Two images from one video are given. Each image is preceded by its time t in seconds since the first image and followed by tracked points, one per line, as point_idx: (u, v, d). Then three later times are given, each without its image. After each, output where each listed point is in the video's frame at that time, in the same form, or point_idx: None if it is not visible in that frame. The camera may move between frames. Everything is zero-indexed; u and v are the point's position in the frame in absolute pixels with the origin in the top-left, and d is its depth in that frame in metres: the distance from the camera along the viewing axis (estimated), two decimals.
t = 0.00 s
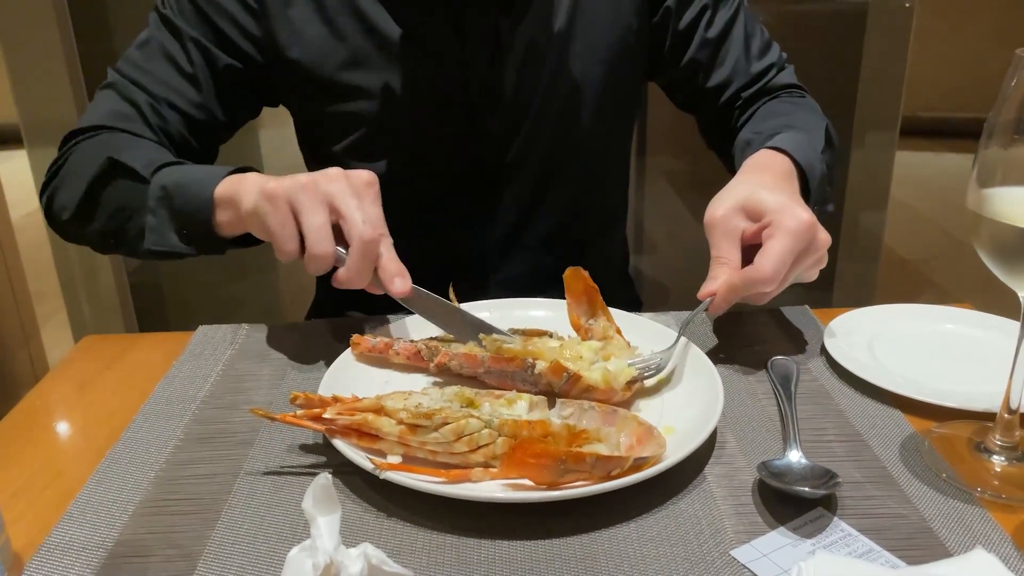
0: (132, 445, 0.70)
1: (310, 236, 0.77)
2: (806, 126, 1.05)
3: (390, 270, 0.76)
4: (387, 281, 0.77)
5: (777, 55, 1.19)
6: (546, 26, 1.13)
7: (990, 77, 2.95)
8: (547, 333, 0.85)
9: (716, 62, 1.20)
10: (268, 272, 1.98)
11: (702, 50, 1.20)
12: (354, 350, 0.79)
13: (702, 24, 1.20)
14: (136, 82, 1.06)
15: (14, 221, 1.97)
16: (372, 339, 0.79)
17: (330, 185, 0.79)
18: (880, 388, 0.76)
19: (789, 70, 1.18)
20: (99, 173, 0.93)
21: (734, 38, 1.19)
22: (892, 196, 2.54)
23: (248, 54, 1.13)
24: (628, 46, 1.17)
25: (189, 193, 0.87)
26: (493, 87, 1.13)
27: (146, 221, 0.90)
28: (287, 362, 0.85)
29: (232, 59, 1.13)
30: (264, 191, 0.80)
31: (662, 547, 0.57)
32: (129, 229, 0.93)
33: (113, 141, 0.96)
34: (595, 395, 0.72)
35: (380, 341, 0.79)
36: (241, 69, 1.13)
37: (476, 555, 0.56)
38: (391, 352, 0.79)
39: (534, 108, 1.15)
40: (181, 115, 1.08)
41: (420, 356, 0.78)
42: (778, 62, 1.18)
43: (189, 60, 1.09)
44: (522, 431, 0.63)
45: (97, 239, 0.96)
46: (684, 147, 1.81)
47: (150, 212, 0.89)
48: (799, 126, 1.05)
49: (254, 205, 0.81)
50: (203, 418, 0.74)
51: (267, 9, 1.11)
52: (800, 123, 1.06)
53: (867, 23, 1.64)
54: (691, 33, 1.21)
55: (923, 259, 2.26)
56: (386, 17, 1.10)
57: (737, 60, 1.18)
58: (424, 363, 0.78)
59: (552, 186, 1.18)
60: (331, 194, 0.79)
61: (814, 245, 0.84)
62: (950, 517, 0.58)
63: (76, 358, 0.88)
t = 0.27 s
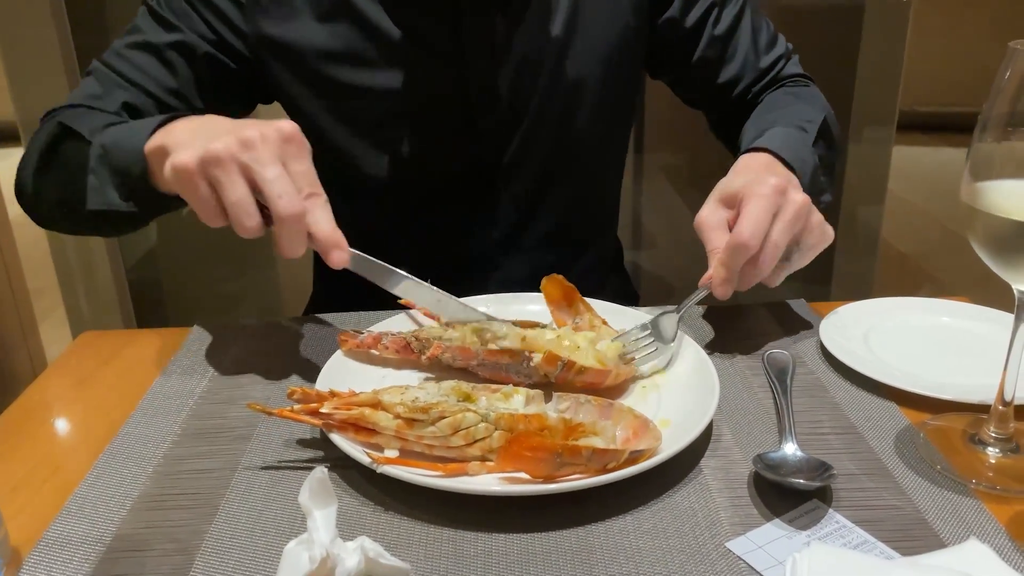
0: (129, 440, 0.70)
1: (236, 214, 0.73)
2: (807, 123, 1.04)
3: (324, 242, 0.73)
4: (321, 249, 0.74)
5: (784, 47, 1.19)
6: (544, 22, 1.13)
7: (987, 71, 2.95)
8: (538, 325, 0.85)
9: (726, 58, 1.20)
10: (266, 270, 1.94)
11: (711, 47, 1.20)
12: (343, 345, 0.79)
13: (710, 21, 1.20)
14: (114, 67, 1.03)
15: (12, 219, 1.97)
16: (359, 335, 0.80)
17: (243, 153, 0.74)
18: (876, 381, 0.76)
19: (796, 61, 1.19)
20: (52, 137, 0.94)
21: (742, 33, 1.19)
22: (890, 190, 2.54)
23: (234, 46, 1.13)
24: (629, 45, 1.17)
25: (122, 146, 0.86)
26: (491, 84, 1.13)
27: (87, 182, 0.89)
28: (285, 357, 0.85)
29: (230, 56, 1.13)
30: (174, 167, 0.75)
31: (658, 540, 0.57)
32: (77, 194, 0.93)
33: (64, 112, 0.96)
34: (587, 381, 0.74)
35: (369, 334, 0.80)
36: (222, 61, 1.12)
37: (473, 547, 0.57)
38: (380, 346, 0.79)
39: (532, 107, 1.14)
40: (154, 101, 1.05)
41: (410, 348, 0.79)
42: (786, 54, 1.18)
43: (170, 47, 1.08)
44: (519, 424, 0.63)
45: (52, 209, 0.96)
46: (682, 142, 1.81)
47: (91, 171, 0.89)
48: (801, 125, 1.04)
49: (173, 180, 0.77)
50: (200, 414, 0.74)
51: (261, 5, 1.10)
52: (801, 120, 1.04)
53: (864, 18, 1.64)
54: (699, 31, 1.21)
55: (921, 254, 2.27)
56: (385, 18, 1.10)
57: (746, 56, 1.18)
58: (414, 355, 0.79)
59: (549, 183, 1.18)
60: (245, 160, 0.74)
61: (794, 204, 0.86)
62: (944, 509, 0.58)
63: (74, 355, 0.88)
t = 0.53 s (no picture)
0: (113, 447, 0.69)
1: (275, 189, 0.72)
2: (795, 121, 1.04)
3: (359, 234, 0.70)
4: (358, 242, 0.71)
5: (792, 45, 1.17)
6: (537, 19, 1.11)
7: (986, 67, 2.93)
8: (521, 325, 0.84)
9: (733, 61, 1.18)
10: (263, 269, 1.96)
11: (718, 51, 1.19)
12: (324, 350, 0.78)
13: (715, 27, 1.19)
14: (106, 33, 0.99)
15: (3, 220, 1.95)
16: (342, 338, 0.78)
17: (288, 130, 0.70)
18: (873, 384, 0.75)
19: (805, 60, 1.17)
20: (44, 98, 0.90)
21: (750, 35, 1.18)
22: (888, 187, 2.53)
23: (229, 26, 1.13)
24: (630, 45, 1.16)
25: (136, 110, 0.83)
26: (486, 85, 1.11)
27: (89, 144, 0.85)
28: (272, 362, 0.84)
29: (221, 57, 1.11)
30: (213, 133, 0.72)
31: (649, 550, 0.56)
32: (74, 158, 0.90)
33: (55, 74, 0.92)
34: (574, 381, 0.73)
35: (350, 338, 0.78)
36: (216, 33, 1.12)
37: (461, 558, 0.55)
38: (362, 349, 0.77)
39: (532, 107, 1.13)
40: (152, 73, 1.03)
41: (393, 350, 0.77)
42: (794, 52, 1.17)
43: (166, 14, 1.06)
44: (508, 432, 0.62)
45: (36, 173, 0.92)
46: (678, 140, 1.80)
47: (93, 134, 0.85)
48: (788, 124, 1.03)
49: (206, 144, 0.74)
50: (186, 420, 0.73)
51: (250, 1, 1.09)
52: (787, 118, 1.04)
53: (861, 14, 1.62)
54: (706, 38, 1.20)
55: (919, 251, 2.26)
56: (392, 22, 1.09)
57: (753, 58, 1.17)
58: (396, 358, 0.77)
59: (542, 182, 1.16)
60: (291, 138, 0.70)
61: (735, 163, 0.90)
62: (942, 516, 0.57)
63: (59, 359, 0.87)
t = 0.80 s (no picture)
0: (97, 451, 0.68)
1: (274, 176, 0.66)
2: (799, 114, 1.04)
3: (359, 241, 0.66)
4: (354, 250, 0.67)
5: (801, 36, 1.16)
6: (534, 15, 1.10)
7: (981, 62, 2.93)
8: (509, 324, 0.84)
9: (739, 55, 1.17)
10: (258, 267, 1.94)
11: (723, 45, 1.18)
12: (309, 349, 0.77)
13: (720, 21, 1.18)
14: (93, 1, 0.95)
15: None
16: (326, 337, 0.77)
17: (295, 119, 0.64)
18: (865, 383, 0.74)
19: (815, 50, 1.16)
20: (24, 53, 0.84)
21: (756, 27, 1.16)
22: (883, 182, 2.52)
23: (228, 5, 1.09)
24: (631, 41, 1.14)
25: (123, 70, 0.78)
26: (480, 83, 1.09)
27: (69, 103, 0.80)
28: (261, 362, 0.83)
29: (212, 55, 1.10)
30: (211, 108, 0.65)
31: (639, 552, 0.55)
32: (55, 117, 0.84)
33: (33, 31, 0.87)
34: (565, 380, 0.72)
35: (335, 337, 0.77)
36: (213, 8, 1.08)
37: (449, 562, 0.55)
38: (347, 348, 0.77)
39: (530, 103, 1.11)
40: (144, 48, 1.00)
41: (379, 348, 0.77)
42: (802, 43, 1.15)
43: None
44: (497, 433, 0.61)
45: (10, 133, 0.87)
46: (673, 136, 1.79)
47: (75, 90, 0.80)
48: (793, 117, 1.03)
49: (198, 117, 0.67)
50: (172, 422, 0.72)
51: None
52: (789, 111, 1.04)
53: (857, 9, 1.61)
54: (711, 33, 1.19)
55: (914, 247, 2.25)
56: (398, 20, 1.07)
57: (759, 52, 1.16)
58: (382, 355, 0.77)
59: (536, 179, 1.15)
60: (297, 132, 0.64)
61: (712, 152, 0.89)
62: (935, 517, 0.57)
63: (45, 360, 0.86)
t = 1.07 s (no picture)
0: (84, 449, 0.68)
1: (259, 302, 0.62)
2: (788, 104, 1.04)
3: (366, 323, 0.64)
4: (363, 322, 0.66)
5: (793, 27, 1.16)
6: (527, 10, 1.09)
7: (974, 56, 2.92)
8: (506, 316, 0.84)
9: (731, 47, 1.16)
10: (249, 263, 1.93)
11: (715, 37, 1.17)
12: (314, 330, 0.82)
13: (711, 13, 1.17)
14: None
15: None
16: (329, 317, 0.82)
17: (258, 251, 0.60)
18: (857, 378, 0.74)
19: (808, 40, 1.15)
20: None
21: (748, 18, 1.16)
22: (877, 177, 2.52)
23: None
24: (623, 34, 1.13)
25: (74, 119, 0.72)
26: (472, 79, 1.08)
27: (20, 147, 0.77)
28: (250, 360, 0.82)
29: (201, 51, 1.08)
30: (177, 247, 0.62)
31: (629, 550, 0.55)
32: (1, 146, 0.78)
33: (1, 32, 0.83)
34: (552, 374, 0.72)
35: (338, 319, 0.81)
36: None
37: (438, 560, 0.54)
38: (348, 330, 0.81)
39: (523, 98, 1.10)
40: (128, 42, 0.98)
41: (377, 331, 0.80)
42: (794, 34, 1.15)
43: None
44: (486, 431, 0.61)
45: None
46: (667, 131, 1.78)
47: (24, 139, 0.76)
48: (782, 107, 1.03)
49: (166, 249, 0.63)
50: (160, 421, 0.71)
51: None
52: (779, 101, 1.05)
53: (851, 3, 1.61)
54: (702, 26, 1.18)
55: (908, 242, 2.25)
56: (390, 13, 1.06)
57: (751, 43, 1.15)
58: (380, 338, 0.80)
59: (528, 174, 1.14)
60: (274, 258, 0.60)
61: (696, 147, 0.88)
62: (925, 513, 0.56)
63: (32, 358, 0.85)
